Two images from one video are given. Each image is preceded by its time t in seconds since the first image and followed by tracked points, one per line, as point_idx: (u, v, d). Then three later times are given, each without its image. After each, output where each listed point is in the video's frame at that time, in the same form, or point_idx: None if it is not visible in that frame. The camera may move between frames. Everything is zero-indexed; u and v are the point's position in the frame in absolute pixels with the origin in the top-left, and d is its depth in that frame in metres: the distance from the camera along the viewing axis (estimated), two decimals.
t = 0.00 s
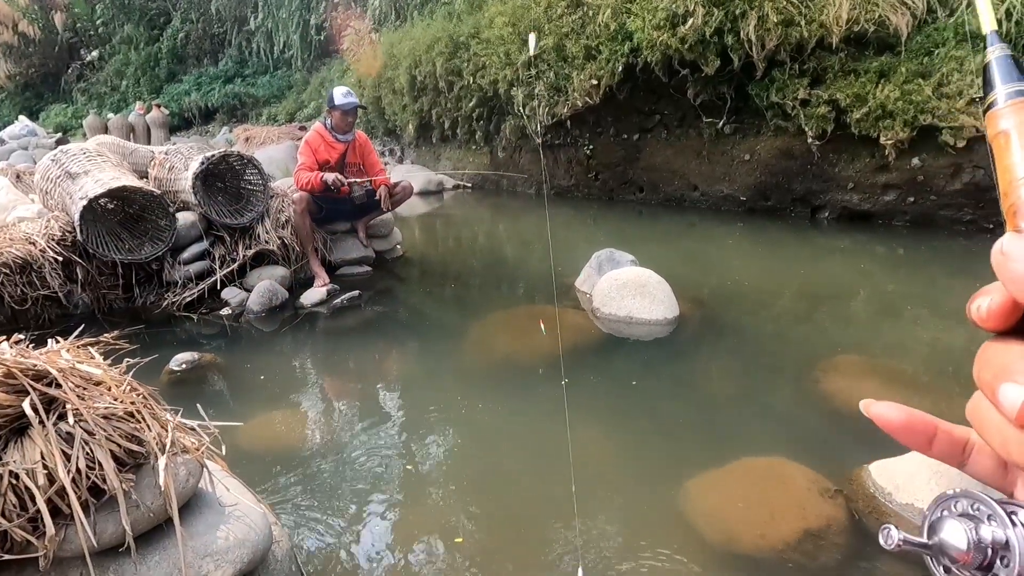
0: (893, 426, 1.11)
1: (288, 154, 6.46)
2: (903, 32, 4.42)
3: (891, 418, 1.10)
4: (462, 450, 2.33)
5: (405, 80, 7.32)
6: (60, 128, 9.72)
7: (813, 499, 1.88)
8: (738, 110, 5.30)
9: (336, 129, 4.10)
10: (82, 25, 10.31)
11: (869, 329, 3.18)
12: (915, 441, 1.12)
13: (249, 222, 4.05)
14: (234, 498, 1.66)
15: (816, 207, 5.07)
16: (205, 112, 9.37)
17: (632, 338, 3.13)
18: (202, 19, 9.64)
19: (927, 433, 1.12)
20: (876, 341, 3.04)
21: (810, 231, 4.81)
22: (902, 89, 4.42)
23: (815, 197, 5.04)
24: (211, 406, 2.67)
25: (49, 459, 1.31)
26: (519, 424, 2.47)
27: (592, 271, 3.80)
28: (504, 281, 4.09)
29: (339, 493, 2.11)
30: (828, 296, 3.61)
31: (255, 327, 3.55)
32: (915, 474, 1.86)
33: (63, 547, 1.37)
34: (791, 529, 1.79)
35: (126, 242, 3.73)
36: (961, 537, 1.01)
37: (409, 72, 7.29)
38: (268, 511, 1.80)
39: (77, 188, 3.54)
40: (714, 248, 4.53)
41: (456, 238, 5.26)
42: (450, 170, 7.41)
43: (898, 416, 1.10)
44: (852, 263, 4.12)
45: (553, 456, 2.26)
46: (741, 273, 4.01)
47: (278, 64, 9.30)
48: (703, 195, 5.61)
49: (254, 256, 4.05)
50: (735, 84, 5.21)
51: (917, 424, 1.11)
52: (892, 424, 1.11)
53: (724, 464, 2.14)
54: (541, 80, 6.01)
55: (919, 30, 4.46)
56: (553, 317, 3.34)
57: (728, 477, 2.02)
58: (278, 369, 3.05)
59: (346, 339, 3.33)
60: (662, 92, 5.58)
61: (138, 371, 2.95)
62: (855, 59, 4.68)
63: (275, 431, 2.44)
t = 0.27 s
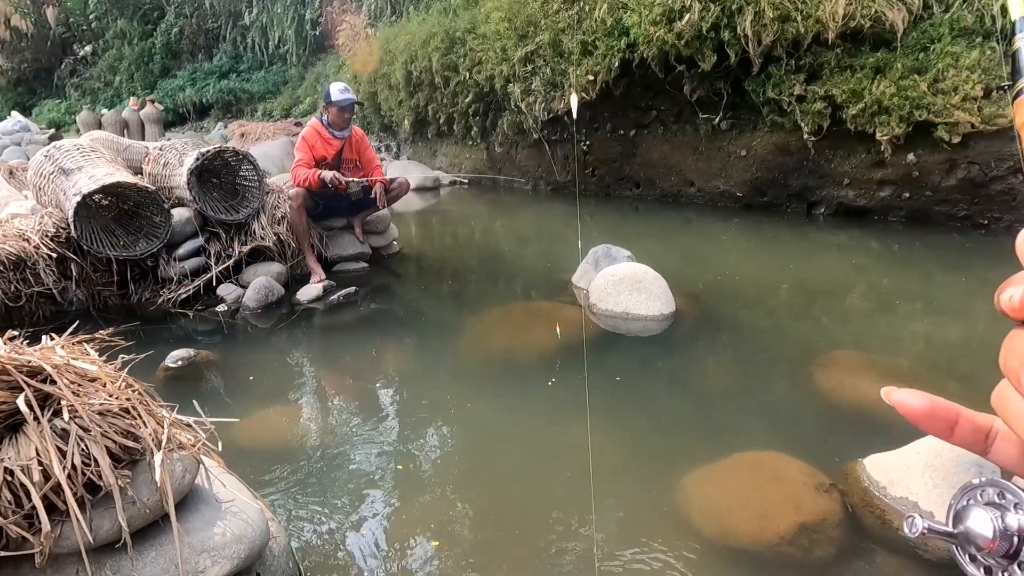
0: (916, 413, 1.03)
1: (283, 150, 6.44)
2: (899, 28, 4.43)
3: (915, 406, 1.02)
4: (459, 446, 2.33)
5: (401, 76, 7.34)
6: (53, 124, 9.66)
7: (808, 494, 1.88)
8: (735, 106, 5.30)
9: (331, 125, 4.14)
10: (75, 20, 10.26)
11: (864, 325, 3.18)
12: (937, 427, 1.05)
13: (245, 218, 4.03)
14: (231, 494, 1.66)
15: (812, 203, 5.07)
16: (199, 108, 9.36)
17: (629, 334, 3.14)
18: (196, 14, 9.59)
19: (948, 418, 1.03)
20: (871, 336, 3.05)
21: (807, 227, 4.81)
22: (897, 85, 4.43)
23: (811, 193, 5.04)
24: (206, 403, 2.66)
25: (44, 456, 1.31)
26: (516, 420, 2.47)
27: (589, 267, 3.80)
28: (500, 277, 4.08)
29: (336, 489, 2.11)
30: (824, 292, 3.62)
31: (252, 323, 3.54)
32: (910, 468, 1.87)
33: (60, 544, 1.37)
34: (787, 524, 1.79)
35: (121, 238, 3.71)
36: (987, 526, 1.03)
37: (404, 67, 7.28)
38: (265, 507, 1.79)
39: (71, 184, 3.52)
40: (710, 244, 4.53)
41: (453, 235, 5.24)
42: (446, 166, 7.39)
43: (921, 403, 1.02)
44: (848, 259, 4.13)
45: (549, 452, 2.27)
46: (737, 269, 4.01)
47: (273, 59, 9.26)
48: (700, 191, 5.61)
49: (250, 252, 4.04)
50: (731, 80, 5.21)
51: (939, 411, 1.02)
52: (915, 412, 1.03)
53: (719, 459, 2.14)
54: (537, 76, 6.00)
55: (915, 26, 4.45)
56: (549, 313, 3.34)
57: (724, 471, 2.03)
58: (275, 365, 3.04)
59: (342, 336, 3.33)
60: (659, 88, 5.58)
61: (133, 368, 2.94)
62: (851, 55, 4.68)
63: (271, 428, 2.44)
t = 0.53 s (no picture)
0: (894, 412, 1.05)
1: (278, 147, 6.42)
2: (894, 25, 4.40)
3: (893, 406, 1.04)
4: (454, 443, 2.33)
5: (396, 73, 7.32)
6: (45, 120, 9.60)
7: (803, 488, 1.88)
8: (730, 103, 5.30)
9: (327, 122, 4.13)
10: (67, 16, 10.19)
11: (859, 320, 3.20)
12: (916, 427, 1.07)
13: (240, 215, 4.02)
14: (226, 491, 1.65)
15: (807, 199, 5.08)
16: (193, 104, 9.32)
17: (624, 330, 3.14)
18: (190, 10, 9.54)
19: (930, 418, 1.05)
20: (865, 332, 3.06)
21: (802, 223, 4.83)
22: (892, 81, 4.44)
23: (806, 189, 5.05)
24: (202, 400, 2.65)
25: (38, 454, 1.30)
26: (513, 416, 2.47)
27: (585, 263, 3.80)
28: (496, 274, 4.08)
29: (332, 486, 2.11)
30: (818, 288, 3.63)
31: (247, 321, 3.53)
32: (903, 462, 1.87)
33: (54, 542, 1.36)
34: (782, 518, 1.79)
35: (114, 236, 3.69)
36: (965, 524, 1.02)
37: (399, 64, 7.25)
38: (261, 504, 1.79)
39: (64, 181, 3.50)
40: (705, 240, 4.54)
41: (448, 231, 5.24)
42: (442, 162, 7.38)
43: (899, 402, 1.05)
44: (842, 255, 4.14)
45: (545, 448, 2.27)
46: (732, 265, 4.02)
47: (268, 55, 9.22)
48: (695, 188, 5.61)
49: (245, 249, 4.03)
50: (727, 77, 5.21)
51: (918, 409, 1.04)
52: (893, 412, 1.05)
53: (714, 454, 2.15)
54: (533, 73, 5.99)
55: (909, 23, 4.45)
56: (545, 309, 3.34)
57: (719, 466, 2.03)
58: (270, 362, 3.03)
59: (337, 333, 3.32)
60: (654, 85, 5.58)
61: (128, 365, 2.93)
62: (845, 51, 4.67)
63: (267, 425, 2.43)
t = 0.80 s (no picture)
0: (878, 418, 1.08)
1: (279, 146, 6.42)
2: (896, 23, 4.41)
3: (880, 412, 1.06)
4: (455, 442, 2.33)
5: (397, 71, 7.31)
6: (47, 119, 9.60)
7: (804, 487, 1.88)
8: (732, 101, 5.30)
9: (328, 122, 4.13)
10: (69, 15, 10.20)
11: (860, 320, 3.19)
12: (903, 431, 1.09)
13: (241, 214, 4.02)
14: (228, 490, 1.66)
15: (808, 198, 5.07)
16: (194, 103, 9.33)
17: (625, 329, 3.14)
18: (191, 9, 9.54)
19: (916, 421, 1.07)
20: (867, 331, 3.06)
21: (803, 222, 4.82)
22: (894, 80, 4.43)
23: (807, 188, 5.04)
24: (203, 399, 2.66)
25: (40, 452, 1.31)
26: (514, 415, 2.47)
27: (586, 262, 3.80)
28: (497, 273, 4.08)
29: (333, 485, 2.11)
30: (820, 287, 3.62)
31: (248, 320, 3.53)
32: (904, 461, 1.87)
33: (56, 540, 1.36)
34: (783, 518, 1.79)
35: (116, 235, 3.70)
36: (952, 528, 1.03)
37: (400, 62, 7.25)
38: (262, 503, 1.79)
39: (65, 180, 3.51)
40: (706, 239, 4.53)
41: (449, 230, 5.24)
42: (443, 161, 7.38)
43: (883, 408, 1.07)
44: (844, 254, 4.14)
45: (547, 447, 2.27)
46: (733, 264, 4.01)
47: (269, 54, 9.22)
48: (697, 187, 5.61)
49: (246, 248, 4.02)
50: (728, 76, 5.20)
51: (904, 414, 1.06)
52: (878, 417, 1.08)
53: (715, 453, 2.14)
54: (534, 71, 5.98)
55: (912, 21, 4.45)
56: (547, 308, 3.34)
57: (720, 465, 2.03)
58: (271, 361, 3.03)
59: (339, 332, 3.32)
60: (656, 83, 5.58)
61: (130, 364, 2.93)
62: (847, 50, 4.67)
63: (268, 424, 2.44)
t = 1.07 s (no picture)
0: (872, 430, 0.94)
1: (281, 144, 6.42)
2: (898, 21, 4.41)
3: (871, 425, 0.92)
4: (456, 440, 2.33)
5: (398, 70, 7.31)
6: (48, 118, 9.61)
7: (805, 486, 1.88)
8: (733, 100, 5.30)
9: (328, 122, 4.15)
10: (70, 13, 10.22)
11: (861, 319, 3.19)
12: (894, 443, 0.95)
13: (243, 212, 4.03)
14: (230, 488, 1.66)
15: (810, 197, 5.06)
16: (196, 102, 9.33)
17: (626, 328, 3.14)
18: (192, 7, 9.53)
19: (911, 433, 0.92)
20: (867, 330, 3.06)
21: (805, 221, 4.81)
22: (896, 78, 4.43)
23: (809, 187, 5.03)
24: (205, 397, 2.66)
25: (44, 449, 1.31)
26: (515, 413, 2.47)
27: (587, 261, 3.80)
28: (497, 271, 4.08)
29: (335, 482, 2.11)
30: (821, 286, 3.62)
31: (250, 318, 3.54)
32: (906, 461, 1.86)
33: (59, 537, 1.37)
34: (783, 516, 1.79)
35: (118, 233, 3.70)
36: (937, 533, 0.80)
37: (401, 61, 7.24)
38: (264, 501, 1.80)
39: (68, 178, 3.51)
40: (707, 238, 4.53)
41: (450, 229, 5.24)
42: (444, 160, 7.38)
43: (877, 421, 0.93)
44: (845, 253, 4.13)
45: (548, 446, 2.27)
46: (735, 263, 4.01)
47: (270, 52, 9.22)
48: (698, 185, 5.61)
49: (248, 247, 4.03)
50: (730, 74, 5.20)
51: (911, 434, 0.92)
52: (868, 430, 0.94)
53: (716, 452, 2.14)
54: (536, 70, 5.98)
55: (914, 19, 4.45)
56: (548, 307, 3.34)
57: (721, 465, 2.03)
58: (272, 360, 3.04)
59: (340, 330, 3.32)
60: (657, 82, 5.57)
61: (131, 362, 2.94)
62: (849, 48, 4.67)
63: (269, 422, 2.44)
